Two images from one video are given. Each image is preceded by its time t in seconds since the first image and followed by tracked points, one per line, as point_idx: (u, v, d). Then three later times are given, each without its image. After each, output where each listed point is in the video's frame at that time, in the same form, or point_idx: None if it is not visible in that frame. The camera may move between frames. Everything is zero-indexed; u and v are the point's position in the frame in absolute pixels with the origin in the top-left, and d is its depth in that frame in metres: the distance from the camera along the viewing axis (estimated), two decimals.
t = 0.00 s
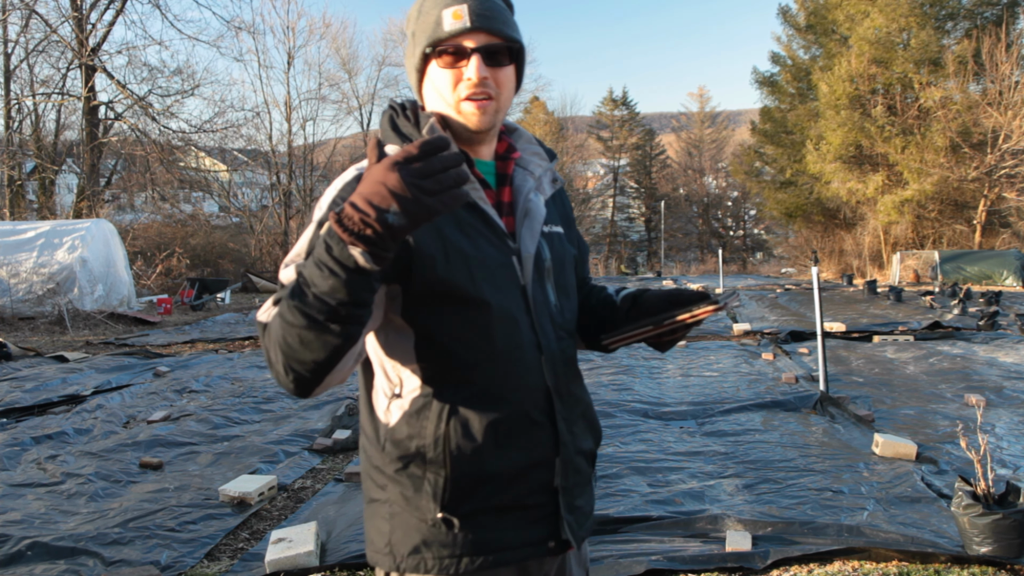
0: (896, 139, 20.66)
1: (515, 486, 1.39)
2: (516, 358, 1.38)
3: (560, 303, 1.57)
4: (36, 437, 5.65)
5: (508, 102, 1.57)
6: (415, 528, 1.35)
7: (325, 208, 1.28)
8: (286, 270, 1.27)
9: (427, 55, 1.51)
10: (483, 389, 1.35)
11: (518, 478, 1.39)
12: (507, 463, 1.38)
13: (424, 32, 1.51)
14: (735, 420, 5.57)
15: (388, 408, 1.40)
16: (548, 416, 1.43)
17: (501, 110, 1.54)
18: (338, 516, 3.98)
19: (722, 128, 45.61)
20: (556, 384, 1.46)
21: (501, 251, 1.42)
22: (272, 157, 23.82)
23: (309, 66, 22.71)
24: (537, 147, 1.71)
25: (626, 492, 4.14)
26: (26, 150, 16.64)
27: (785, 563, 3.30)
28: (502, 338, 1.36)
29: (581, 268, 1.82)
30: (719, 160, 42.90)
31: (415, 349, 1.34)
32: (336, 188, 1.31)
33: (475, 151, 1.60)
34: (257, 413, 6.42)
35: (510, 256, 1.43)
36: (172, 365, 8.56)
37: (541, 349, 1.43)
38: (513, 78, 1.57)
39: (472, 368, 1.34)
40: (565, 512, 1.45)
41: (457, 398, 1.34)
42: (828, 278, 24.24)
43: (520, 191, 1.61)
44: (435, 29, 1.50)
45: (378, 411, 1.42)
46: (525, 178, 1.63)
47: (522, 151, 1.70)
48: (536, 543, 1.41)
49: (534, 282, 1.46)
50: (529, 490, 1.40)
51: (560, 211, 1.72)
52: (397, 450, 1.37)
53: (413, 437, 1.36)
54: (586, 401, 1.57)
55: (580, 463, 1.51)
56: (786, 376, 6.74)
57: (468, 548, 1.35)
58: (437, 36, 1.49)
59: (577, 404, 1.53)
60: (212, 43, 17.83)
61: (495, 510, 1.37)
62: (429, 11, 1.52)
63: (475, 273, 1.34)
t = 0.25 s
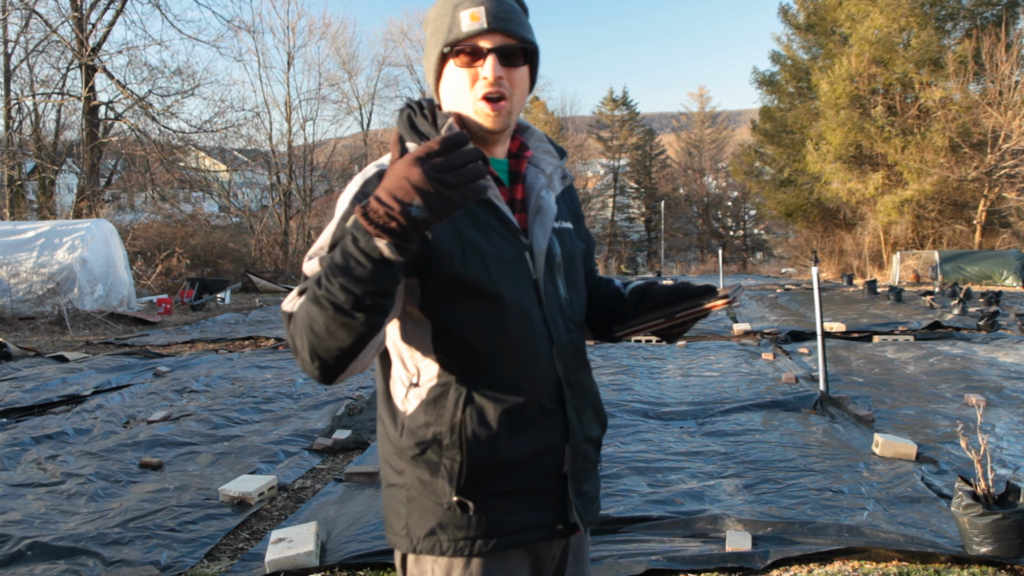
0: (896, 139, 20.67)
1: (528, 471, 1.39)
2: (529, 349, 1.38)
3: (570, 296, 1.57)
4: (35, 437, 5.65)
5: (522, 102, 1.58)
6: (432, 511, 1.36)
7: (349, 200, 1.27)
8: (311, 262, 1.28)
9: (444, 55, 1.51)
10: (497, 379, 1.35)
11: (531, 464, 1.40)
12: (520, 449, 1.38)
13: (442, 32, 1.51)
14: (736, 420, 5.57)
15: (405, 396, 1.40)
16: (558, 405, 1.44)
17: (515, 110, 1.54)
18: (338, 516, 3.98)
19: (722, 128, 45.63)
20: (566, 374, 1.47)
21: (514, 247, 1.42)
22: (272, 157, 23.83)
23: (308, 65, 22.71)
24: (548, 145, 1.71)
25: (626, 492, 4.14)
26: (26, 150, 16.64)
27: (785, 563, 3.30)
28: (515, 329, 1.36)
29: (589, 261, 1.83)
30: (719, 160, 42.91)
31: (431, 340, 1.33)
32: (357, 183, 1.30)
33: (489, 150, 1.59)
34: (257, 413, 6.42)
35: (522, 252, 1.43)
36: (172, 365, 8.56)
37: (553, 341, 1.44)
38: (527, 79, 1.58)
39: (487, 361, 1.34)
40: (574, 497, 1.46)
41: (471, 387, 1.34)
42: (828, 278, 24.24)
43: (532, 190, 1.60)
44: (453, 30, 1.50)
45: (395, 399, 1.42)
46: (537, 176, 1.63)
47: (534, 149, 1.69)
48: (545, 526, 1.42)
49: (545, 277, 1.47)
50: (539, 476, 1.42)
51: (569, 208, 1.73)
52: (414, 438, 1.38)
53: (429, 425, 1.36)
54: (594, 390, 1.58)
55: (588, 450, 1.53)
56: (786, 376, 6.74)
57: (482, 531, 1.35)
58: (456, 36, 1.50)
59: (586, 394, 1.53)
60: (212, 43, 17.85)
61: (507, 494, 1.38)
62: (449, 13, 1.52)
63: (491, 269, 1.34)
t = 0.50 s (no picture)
0: (896, 139, 20.68)
1: (530, 462, 1.39)
2: (534, 342, 1.38)
3: (573, 291, 1.58)
4: (36, 437, 5.65)
5: (525, 105, 1.56)
6: (439, 500, 1.36)
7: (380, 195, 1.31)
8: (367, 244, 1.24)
9: (450, 55, 1.52)
10: (510, 371, 1.35)
11: (533, 454, 1.40)
12: (525, 439, 1.38)
13: (448, 33, 1.52)
14: (736, 420, 5.56)
15: (412, 388, 1.39)
16: (561, 397, 1.44)
17: (518, 110, 1.53)
18: (338, 516, 3.98)
19: (722, 128, 45.63)
20: (569, 367, 1.47)
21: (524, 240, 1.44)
22: (272, 157, 23.83)
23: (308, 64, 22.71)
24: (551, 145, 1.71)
25: (626, 492, 4.14)
26: (26, 150, 16.64)
27: (785, 564, 3.30)
28: (520, 323, 1.35)
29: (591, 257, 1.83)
30: (719, 159, 42.91)
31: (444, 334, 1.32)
32: (382, 176, 1.35)
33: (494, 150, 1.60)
34: (257, 413, 6.42)
35: (529, 246, 1.44)
36: (172, 365, 8.56)
37: (556, 335, 1.44)
38: (531, 80, 1.57)
39: (495, 355, 1.33)
40: (574, 486, 1.47)
41: (477, 378, 1.33)
42: (828, 278, 24.24)
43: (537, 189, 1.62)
44: (460, 29, 1.51)
45: (400, 392, 1.42)
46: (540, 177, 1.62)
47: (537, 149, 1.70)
48: (548, 514, 1.43)
49: (550, 272, 1.48)
50: (542, 466, 1.42)
51: (571, 206, 1.74)
52: (421, 430, 1.38)
53: (436, 416, 1.36)
54: (594, 382, 1.59)
55: (588, 440, 1.53)
56: (786, 376, 6.74)
57: (486, 520, 1.35)
58: (462, 36, 1.50)
59: (587, 385, 1.54)
60: (212, 43, 17.88)
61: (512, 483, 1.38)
62: (458, 14, 1.53)
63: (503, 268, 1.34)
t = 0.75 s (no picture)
0: (896, 139, 20.68)
1: (542, 460, 1.41)
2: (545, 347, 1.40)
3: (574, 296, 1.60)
4: (36, 437, 5.65)
5: (536, 117, 1.57)
6: (455, 501, 1.36)
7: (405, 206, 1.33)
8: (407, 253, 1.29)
9: (469, 63, 1.50)
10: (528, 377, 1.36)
11: (544, 452, 1.41)
12: (538, 439, 1.40)
13: (468, 41, 1.50)
14: (736, 420, 5.56)
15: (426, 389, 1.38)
16: (568, 396, 1.46)
17: (528, 123, 1.55)
18: (338, 516, 3.98)
19: (722, 128, 45.62)
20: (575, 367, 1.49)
21: (533, 247, 1.49)
22: (272, 157, 23.81)
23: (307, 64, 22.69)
24: (552, 155, 1.74)
25: (626, 492, 4.14)
26: (26, 150, 16.64)
27: (785, 563, 3.30)
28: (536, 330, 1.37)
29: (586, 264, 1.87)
30: (719, 160, 42.90)
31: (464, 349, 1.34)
32: (403, 180, 1.38)
33: (503, 157, 1.61)
34: (257, 413, 6.42)
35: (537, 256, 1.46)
36: (172, 365, 8.56)
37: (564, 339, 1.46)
38: (544, 97, 1.57)
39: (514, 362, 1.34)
40: (581, 482, 1.49)
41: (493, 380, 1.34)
42: (828, 278, 24.23)
43: (541, 197, 1.66)
44: (480, 40, 1.49)
45: (410, 393, 1.40)
46: (544, 185, 1.67)
47: (539, 157, 1.72)
48: (557, 511, 1.44)
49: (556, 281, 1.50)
50: (552, 464, 1.43)
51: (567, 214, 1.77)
52: (435, 431, 1.36)
53: (450, 418, 1.35)
54: (595, 381, 1.60)
55: (593, 438, 1.55)
56: (786, 376, 6.74)
57: (500, 518, 1.36)
58: (483, 46, 1.48)
59: (590, 385, 1.56)
60: (212, 43, 17.89)
61: (524, 481, 1.39)
62: (482, 23, 1.51)
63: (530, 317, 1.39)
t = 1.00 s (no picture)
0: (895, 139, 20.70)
1: (544, 460, 1.41)
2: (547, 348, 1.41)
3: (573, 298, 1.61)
4: (36, 437, 5.65)
5: (541, 118, 1.59)
6: (458, 502, 1.36)
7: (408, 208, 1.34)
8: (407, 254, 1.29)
9: (475, 67, 1.51)
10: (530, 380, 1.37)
11: (547, 452, 1.41)
12: (541, 439, 1.40)
13: (472, 48, 1.51)
14: (735, 420, 5.57)
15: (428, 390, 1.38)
16: (570, 396, 1.46)
17: (535, 123, 1.56)
18: (338, 516, 3.98)
19: (722, 128, 45.61)
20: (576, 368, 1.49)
21: (534, 249, 1.49)
22: (272, 158, 23.79)
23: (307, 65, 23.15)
24: (552, 158, 1.75)
25: (626, 492, 4.14)
26: (26, 150, 16.64)
27: (785, 563, 3.30)
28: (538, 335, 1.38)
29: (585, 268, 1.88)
30: (719, 159, 42.91)
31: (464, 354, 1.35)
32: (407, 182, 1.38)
33: (507, 159, 1.62)
34: (257, 413, 6.42)
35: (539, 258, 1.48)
36: (172, 365, 8.56)
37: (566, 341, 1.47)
38: (549, 98, 1.58)
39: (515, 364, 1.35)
40: (583, 482, 1.49)
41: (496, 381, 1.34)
42: (828, 278, 24.22)
43: (542, 199, 1.66)
44: (487, 46, 1.49)
45: (412, 394, 1.40)
46: (544, 188, 1.68)
47: (539, 160, 1.73)
48: (560, 509, 1.45)
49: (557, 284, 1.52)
50: (555, 464, 1.44)
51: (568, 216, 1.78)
52: (439, 432, 1.36)
53: (453, 418, 1.34)
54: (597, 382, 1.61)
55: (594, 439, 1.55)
56: (786, 376, 6.74)
57: (504, 518, 1.37)
58: (490, 52, 1.49)
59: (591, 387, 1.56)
60: (212, 43, 17.91)
61: (527, 480, 1.39)
62: (486, 30, 1.51)
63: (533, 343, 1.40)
